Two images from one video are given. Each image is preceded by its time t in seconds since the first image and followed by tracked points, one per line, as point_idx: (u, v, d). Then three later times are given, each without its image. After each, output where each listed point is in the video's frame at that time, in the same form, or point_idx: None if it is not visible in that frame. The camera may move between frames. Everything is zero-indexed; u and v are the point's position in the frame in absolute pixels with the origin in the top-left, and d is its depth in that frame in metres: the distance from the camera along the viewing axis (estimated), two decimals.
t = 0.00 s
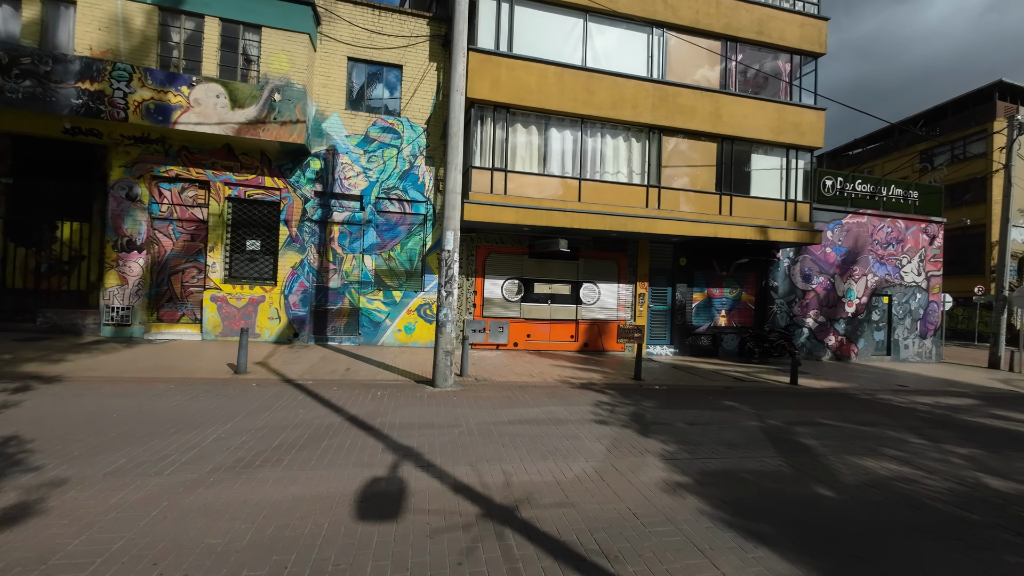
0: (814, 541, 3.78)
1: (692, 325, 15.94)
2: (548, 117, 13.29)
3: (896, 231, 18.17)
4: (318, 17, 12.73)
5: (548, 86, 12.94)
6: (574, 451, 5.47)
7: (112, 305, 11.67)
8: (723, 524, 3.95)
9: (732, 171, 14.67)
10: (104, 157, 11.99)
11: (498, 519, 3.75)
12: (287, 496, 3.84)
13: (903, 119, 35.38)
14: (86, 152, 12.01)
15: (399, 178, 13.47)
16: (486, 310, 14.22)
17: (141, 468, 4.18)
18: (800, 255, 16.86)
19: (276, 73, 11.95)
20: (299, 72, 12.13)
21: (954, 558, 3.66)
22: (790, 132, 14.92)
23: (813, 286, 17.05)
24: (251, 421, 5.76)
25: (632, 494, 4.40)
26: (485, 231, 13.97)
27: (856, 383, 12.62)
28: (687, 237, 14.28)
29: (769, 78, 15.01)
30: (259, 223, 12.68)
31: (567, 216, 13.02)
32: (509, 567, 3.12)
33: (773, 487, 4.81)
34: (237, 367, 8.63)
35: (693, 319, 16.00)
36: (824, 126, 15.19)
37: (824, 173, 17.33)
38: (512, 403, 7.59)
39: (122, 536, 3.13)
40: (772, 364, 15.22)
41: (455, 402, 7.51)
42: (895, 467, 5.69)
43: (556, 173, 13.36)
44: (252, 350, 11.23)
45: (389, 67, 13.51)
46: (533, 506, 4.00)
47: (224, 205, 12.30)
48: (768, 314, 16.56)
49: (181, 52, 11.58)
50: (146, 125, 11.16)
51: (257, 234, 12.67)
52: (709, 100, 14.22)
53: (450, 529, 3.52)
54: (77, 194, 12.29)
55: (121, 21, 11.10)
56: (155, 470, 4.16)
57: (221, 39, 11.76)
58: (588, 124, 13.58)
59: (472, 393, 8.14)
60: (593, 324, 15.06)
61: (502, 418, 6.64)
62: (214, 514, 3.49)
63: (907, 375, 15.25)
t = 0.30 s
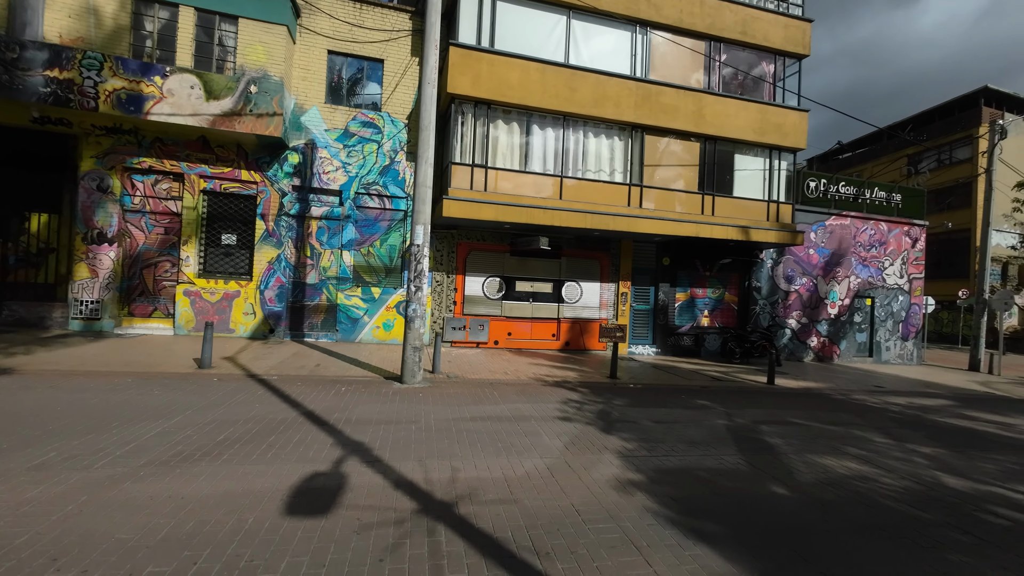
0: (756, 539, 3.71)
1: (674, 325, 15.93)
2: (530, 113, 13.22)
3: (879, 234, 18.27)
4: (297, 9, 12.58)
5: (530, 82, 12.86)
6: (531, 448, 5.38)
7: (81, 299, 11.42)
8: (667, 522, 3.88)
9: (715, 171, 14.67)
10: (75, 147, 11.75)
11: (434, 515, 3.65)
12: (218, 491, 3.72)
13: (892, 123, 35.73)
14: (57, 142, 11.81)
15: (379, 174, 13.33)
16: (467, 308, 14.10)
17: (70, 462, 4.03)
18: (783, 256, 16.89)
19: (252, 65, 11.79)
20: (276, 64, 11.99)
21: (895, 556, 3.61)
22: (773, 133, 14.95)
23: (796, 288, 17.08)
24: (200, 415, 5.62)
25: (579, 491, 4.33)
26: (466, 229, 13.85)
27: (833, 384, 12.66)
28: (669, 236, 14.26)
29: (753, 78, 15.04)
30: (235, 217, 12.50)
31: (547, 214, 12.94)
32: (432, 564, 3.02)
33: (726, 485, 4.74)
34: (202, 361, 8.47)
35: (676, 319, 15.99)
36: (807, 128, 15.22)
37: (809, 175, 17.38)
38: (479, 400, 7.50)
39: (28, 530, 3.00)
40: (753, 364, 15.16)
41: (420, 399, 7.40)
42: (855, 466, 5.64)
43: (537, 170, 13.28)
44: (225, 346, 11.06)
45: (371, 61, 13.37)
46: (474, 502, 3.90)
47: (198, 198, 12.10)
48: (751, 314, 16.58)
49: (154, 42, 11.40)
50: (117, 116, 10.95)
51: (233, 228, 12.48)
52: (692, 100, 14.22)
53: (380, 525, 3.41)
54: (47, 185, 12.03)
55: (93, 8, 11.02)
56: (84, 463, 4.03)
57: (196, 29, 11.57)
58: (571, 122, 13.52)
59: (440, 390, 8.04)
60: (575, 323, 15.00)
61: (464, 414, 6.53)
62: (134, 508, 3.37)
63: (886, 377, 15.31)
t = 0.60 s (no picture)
0: (702, 547, 3.62)
1: (660, 326, 15.87)
2: (514, 112, 13.11)
3: (867, 237, 18.25)
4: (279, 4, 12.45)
5: (515, 80, 12.76)
6: (489, 450, 5.29)
7: (55, 294, 11.27)
8: (612, 528, 3.79)
9: (701, 172, 14.61)
10: (51, 141, 11.61)
11: (370, 520, 3.56)
12: (148, 494, 3.61)
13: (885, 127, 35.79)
14: (33, 136, 11.70)
15: (362, 171, 13.21)
16: (450, 307, 13.98)
17: (1, 463, 3.92)
18: (770, 258, 16.84)
19: (232, 59, 11.65)
20: (257, 59, 11.85)
21: (840, 564, 3.53)
22: (760, 135, 14.89)
23: (783, 290, 17.04)
24: (154, 415, 5.51)
25: (528, 495, 4.23)
26: (450, 227, 13.73)
27: (815, 387, 12.62)
28: (654, 237, 14.19)
29: (740, 79, 14.98)
30: (214, 213, 12.36)
31: (531, 213, 12.83)
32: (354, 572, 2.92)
33: (682, 490, 4.66)
34: (171, 359, 8.34)
35: (662, 320, 15.92)
36: (794, 129, 15.16)
37: (797, 177, 17.33)
38: (448, 401, 7.39)
39: None
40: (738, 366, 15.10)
41: (388, 399, 7.29)
42: (819, 471, 5.57)
43: (521, 169, 13.17)
44: (200, 343, 10.93)
45: (355, 57, 13.24)
46: (415, 507, 3.81)
47: (177, 193, 11.96)
48: (737, 316, 16.53)
49: (131, 35, 11.26)
50: (93, 109, 10.80)
51: (212, 225, 12.34)
52: (679, 100, 14.15)
53: (310, 531, 3.31)
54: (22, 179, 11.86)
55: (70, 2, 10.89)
56: (16, 464, 3.91)
57: (175, 23, 11.43)
58: (556, 121, 13.43)
59: (411, 390, 7.94)
60: (559, 324, 14.92)
61: (429, 415, 6.44)
62: (54, 512, 3.26)
63: (871, 380, 15.28)
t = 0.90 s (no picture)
0: (645, 545, 3.50)
1: (647, 325, 15.76)
2: (499, 107, 12.99)
3: (858, 237, 18.15)
4: None
5: (499, 74, 12.63)
6: (445, 445, 5.17)
7: (30, 286, 11.16)
8: (555, 525, 3.68)
9: (689, 169, 14.49)
10: (29, 131, 11.49)
11: (301, 514, 3.44)
12: (73, 486, 3.50)
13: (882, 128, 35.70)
14: (10, 126, 11.58)
15: (345, 165, 13.09)
16: (434, 304, 13.85)
17: None
18: (759, 257, 16.73)
19: (212, 50, 11.52)
20: (237, 51, 11.70)
21: (786, 564, 3.41)
22: (748, 133, 14.77)
23: (772, 289, 16.93)
24: (105, 407, 5.39)
25: (475, 491, 4.12)
26: (434, 223, 13.60)
27: (799, 387, 12.52)
28: (640, 235, 14.08)
29: (729, 77, 14.87)
30: (194, 206, 12.23)
31: (515, 209, 12.70)
32: (268, 568, 2.80)
33: (638, 487, 4.54)
34: (138, 352, 8.20)
35: (649, 318, 15.82)
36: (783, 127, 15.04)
37: (787, 176, 17.23)
38: (416, 396, 7.28)
39: None
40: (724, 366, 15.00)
41: (355, 394, 7.17)
42: (784, 470, 5.45)
43: (506, 164, 13.04)
44: (176, 337, 10.81)
45: (339, 50, 13.10)
46: (353, 502, 3.69)
47: (156, 185, 11.84)
48: (725, 315, 16.44)
49: (109, 24, 11.13)
50: (69, 99, 10.67)
51: (192, 218, 12.22)
52: (666, 97, 14.02)
53: (234, 524, 3.20)
54: None
55: None
56: None
57: (154, 12, 11.29)
58: (542, 116, 13.31)
59: (381, 385, 7.82)
60: (545, 321, 14.81)
61: (392, 410, 6.33)
62: None
63: (858, 381, 15.18)
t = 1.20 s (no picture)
0: (585, 550, 3.40)
1: (635, 324, 15.65)
2: (483, 104, 12.86)
3: (849, 236, 18.02)
4: None
5: (483, 71, 12.51)
6: (402, 446, 5.07)
7: (7, 283, 11.06)
8: (496, 529, 3.57)
9: (676, 168, 14.38)
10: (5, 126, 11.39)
11: (230, 518, 3.34)
12: None
13: (878, 127, 35.55)
14: None
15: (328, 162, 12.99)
16: (418, 302, 13.72)
17: None
18: (748, 256, 16.61)
19: (191, 46, 11.39)
20: (217, 46, 11.57)
21: (730, 572, 3.30)
22: (736, 131, 14.64)
23: (761, 289, 16.81)
24: (56, 406, 5.29)
25: (420, 494, 4.01)
26: (418, 220, 13.48)
27: (784, 388, 12.40)
28: (626, 233, 13.95)
29: (718, 74, 14.74)
30: (174, 203, 12.13)
31: (498, 207, 12.58)
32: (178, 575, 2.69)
33: (592, 491, 4.44)
34: (107, 350, 8.07)
35: (636, 318, 15.70)
36: (772, 125, 14.90)
37: (777, 174, 17.09)
38: (385, 396, 7.18)
39: None
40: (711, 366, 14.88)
41: (322, 393, 7.07)
42: (749, 472, 5.35)
43: (490, 161, 12.93)
44: (153, 335, 10.70)
45: (322, 46, 12.98)
46: (288, 505, 3.59)
47: (135, 182, 11.73)
48: (714, 315, 16.32)
49: (86, 19, 11.01)
50: (45, 94, 10.57)
51: (172, 215, 12.12)
52: (653, 94, 13.90)
53: (155, 529, 3.09)
54: None
55: None
56: None
57: (132, 7, 11.17)
58: (527, 113, 13.18)
59: (352, 385, 7.72)
60: (531, 320, 14.70)
61: (355, 410, 6.23)
62: None
63: (846, 381, 15.07)
